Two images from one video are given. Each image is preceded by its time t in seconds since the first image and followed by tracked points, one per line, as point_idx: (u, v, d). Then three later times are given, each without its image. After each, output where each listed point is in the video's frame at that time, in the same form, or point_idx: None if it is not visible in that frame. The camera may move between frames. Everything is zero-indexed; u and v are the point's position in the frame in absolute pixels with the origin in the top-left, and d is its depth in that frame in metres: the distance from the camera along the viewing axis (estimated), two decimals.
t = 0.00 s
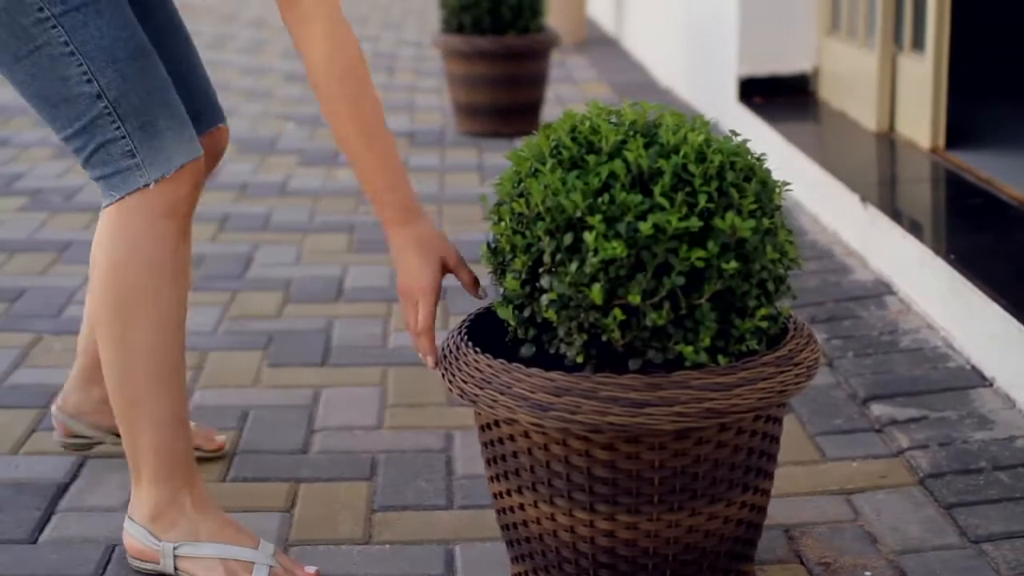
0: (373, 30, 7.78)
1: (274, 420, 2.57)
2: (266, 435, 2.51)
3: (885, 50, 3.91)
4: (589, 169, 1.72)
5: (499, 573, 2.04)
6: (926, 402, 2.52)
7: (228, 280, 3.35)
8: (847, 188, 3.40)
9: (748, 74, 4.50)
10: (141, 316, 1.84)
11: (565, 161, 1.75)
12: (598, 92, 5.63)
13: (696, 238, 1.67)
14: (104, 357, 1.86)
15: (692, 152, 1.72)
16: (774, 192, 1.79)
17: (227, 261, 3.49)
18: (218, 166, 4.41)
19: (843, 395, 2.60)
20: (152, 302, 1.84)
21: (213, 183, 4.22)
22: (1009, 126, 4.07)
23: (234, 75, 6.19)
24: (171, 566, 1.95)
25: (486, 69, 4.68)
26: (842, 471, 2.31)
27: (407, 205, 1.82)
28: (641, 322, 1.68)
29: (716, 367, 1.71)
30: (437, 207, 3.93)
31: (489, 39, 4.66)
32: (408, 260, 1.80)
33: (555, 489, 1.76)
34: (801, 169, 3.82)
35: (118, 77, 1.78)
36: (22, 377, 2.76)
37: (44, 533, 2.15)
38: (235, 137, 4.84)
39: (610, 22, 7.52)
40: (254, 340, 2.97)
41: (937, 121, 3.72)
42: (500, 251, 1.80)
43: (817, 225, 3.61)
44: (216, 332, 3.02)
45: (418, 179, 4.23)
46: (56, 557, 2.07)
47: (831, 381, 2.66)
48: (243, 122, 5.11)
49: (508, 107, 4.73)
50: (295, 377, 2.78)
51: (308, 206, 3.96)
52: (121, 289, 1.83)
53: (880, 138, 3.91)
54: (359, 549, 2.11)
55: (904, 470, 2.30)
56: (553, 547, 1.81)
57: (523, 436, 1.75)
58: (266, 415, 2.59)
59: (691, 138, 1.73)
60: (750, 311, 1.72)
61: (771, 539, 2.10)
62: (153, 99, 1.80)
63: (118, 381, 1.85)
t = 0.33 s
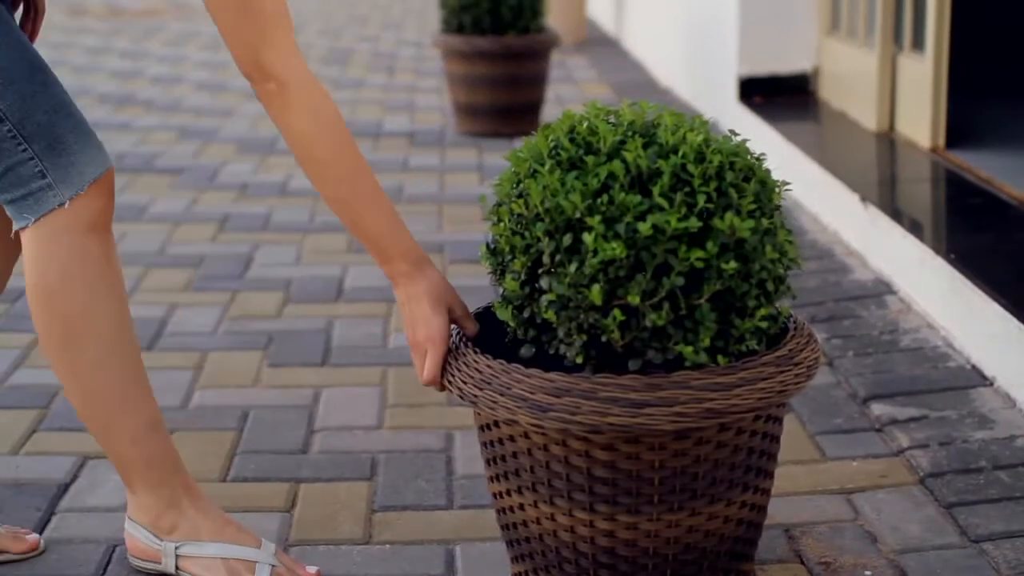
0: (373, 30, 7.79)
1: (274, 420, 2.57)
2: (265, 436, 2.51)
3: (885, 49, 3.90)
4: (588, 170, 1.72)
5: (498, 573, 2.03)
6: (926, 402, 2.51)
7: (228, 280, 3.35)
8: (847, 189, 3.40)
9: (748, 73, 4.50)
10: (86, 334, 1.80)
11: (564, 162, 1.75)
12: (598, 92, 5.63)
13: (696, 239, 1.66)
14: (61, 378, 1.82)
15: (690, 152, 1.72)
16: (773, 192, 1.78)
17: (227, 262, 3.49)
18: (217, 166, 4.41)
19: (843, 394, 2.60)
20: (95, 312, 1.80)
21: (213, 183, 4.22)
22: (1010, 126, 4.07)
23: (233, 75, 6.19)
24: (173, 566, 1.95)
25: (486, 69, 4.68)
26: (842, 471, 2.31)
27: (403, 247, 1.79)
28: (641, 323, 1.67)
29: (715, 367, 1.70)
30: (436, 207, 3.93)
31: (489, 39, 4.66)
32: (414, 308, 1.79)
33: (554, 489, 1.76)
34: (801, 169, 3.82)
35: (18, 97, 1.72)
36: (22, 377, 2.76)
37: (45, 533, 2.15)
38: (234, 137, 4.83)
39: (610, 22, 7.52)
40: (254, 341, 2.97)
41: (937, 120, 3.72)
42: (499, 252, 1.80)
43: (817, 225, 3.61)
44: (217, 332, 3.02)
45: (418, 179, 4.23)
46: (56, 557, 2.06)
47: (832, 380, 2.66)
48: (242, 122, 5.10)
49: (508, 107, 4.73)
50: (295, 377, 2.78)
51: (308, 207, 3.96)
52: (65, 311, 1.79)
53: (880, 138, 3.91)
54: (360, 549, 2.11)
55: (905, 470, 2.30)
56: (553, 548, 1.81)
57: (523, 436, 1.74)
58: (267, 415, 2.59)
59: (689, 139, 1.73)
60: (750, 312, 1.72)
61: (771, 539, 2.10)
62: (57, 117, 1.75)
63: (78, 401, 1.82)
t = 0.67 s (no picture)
0: (376, 31, 7.79)
1: (277, 420, 2.58)
2: (268, 437, 2.50)
3: (887, 50, 3.90)
4: (560, 175, 1.70)
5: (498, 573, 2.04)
6: (929, 402, 2.51)
7: (231, 281, 3.36)
8: (851, 189, 3.40)
9: (751, 73, 4.50)
10: None
11: (536, 166, 1.73)
12: (600, 93, 5.63)
13: (673, 238, 1.66)
14: None
15: (662, 153, 1.72)
16: (738, 190, 1.80)
17: (229, 263, 3.49)
18: (220, 168, 4.42)
19: (846, 395, 2.60)
20: None
21: (215, 184, 4.22)
22: (1013, 127, 4.06)
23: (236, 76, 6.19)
24: None
25: (489, 70, 4.68)
26: (845, 472, 2.31)
27: (360, 253, 1.66)
28: (621, 324, 1.66)
29: (693, 365, 1.70)
30: (439, 208, 3.93)
31: (491, 40, 4.66)
32: (375, 318, 1.68)
33: (533, 493, 1.74)
34: (804, 170, 3.82)
35: None
36: (24, 378, 2.76)
37: (48, 534, 2.15)
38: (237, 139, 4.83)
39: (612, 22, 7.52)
40: (257, 342, 2.97)
41: (940, 120, 3.71)
42: (468, 257, 1.77)
43: (820, 226, 3.61)
44: (219, 333, 3.03)
45: (421, 180, 4.23)
46: (59, 559, 2.07)
47: (835, 381, 2.66)
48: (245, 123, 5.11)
49: (511, 108, 4.73)
50: (298, 378, 2.78)
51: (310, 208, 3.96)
52: None
53: (883, 138, 3.91)
54: (363, 549, 2.11)
55: (908, 470, 2.30)
56: (528, 553, 1.79)
57: (499, 443, 1.72)
58: (270, 416, 2.60)
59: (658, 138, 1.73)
60: (722, 308, 1.73)
61: (775, 540, 2.11)
62: None
63: None
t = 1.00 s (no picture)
0: (378, 35, 7.80)
1: (279, 424, 2.58)
2: (269, 441, 2.51)
3: (888, 54, 3.91)
4: (513, 181, 1.70)
5: None
6: (931, 406, 2.51)
7: (233, 284, 3.36)
8: (853, 193, 3.40)
9: (752, 77, 4.51)
10: None
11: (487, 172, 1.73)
12: (602, 97, 5.64)
13: (626, 245, 1.67)
14: None
15: (614, 161, 1.72)
16: (687, 197, 1.81)
17: (231, 267, 3.49)
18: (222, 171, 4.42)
19: (848, 399, 2.60)
20: None
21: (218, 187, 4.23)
22: (1014, 131, 4.07)
23: (238, 80, 6.20)
24: None
25: (491, 74, 4.69)
26: (847, 475, 2.31)
27: (312, 256, 1.68)
28: (574, 331, 1.65)
29: (645, 371, 1.70)
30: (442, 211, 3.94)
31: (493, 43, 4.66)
32: (324, 321, 1.68)
33: (483, 501, 1.72)
34: (804, 174, 3.83)
35: None
36: (26, 382, 2.77)
37: (50, 537, 2.15)
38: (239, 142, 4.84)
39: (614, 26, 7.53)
40: (259, 345, 2.97)
41: (942, 124, 3.72)
42: (417, 264, 1.75)
43: (822, 229, 3.61)
44: (221, 336, 3.03)
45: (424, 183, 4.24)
46: (60, 562, 2.07)
47: (838, 384, 2.66)
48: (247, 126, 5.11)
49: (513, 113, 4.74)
50: (300, 381, 2.78)
51: (312, 212, 3.96)
52: None
53: (884, 142, 3.91)
54: (365, 553, 2.11)
55: (910, 474, 2.30)
56: (476, 561, 1.77)
57: (449, 450, 1.70)
58: (271, 419, 2.60)
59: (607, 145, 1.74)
60: (671, 315, 1.73)
61: (776, 544, 2.11)
62: None
63: None
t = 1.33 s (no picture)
0: (379, 36, 7.81)
1: (281, 425, 2.58)
2: (270, 443, 2.51)
3: (888, 56, 3.91)
4: (497, 187, 1.70)
5: None
6: (931, 408, 2.51)
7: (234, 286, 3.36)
8: (854, 195, 3.40)
9: (752, 79, 4.51)
10: None
11: (471, 177, 1.72)
12: (602, 98, 5.64)
13: (613, 249, 1.67)
14: None
15: (597, 164, 1.73)
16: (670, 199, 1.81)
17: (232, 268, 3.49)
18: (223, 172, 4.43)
19: (849, 401, 2.60)
20: None
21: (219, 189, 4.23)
22: (1014, 132, 4.07)
23: (238, 81, 6.20)
24: None
25: (492, 76, 4.69)
26: (848, 477, 2.31)
27: (254, 225, 1.52)
28: (561, 336, 1.66)
29: (630, 374, 1.70)
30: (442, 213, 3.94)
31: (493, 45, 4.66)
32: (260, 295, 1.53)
33: (470, 508, 1.72)
34: (805, 176, 3.83)
35: None
36: (28, 383, 2.77)
37: (52, 538, 2.15)
38: (240, 143, 4.84)
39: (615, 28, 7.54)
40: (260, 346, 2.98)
41: (943, 127, 3.72)
42: (401, 270, 1.75)
43: (823, 231, 3.61)
44: (222, 338, 3.03)
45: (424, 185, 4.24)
46: (62, 562, 2.07)
47: (839, 386, 2.66)
48: (247, 127, 5.12)
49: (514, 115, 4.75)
50: (301, 383, 2.79)
51: (313, 213, 3.96)
52: None
53: (884, 144, 3.91)
54: (365, 555, 2.11)
55: (910, 476, 2.30)
56: (464, 568, 1.77)
57: (434, 459, 1.70)
58: (272, 421, 2.60)
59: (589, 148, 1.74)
60: (656, 317, 1.74)
61: (777, 546, 2.11)
62: None
63: None
